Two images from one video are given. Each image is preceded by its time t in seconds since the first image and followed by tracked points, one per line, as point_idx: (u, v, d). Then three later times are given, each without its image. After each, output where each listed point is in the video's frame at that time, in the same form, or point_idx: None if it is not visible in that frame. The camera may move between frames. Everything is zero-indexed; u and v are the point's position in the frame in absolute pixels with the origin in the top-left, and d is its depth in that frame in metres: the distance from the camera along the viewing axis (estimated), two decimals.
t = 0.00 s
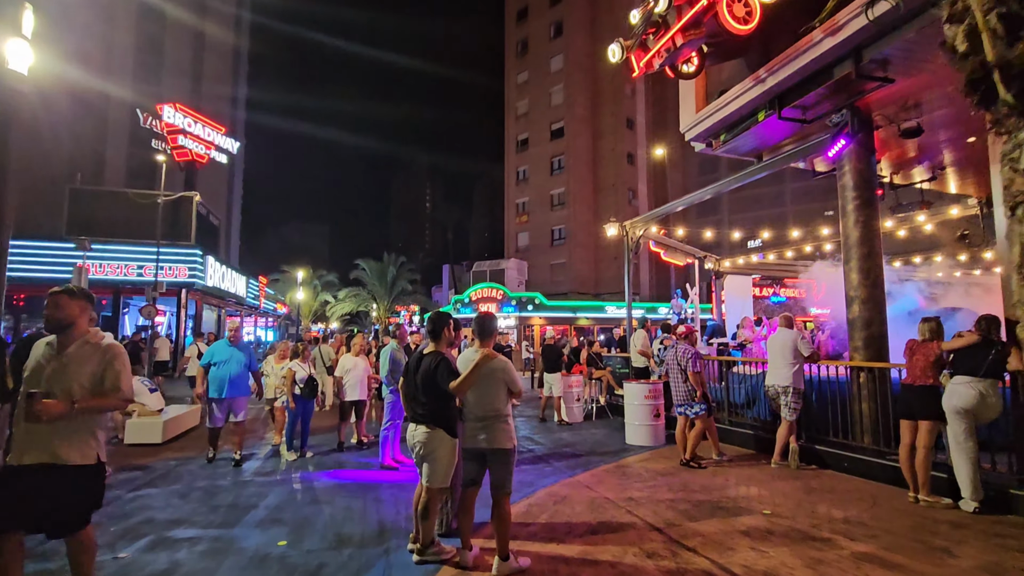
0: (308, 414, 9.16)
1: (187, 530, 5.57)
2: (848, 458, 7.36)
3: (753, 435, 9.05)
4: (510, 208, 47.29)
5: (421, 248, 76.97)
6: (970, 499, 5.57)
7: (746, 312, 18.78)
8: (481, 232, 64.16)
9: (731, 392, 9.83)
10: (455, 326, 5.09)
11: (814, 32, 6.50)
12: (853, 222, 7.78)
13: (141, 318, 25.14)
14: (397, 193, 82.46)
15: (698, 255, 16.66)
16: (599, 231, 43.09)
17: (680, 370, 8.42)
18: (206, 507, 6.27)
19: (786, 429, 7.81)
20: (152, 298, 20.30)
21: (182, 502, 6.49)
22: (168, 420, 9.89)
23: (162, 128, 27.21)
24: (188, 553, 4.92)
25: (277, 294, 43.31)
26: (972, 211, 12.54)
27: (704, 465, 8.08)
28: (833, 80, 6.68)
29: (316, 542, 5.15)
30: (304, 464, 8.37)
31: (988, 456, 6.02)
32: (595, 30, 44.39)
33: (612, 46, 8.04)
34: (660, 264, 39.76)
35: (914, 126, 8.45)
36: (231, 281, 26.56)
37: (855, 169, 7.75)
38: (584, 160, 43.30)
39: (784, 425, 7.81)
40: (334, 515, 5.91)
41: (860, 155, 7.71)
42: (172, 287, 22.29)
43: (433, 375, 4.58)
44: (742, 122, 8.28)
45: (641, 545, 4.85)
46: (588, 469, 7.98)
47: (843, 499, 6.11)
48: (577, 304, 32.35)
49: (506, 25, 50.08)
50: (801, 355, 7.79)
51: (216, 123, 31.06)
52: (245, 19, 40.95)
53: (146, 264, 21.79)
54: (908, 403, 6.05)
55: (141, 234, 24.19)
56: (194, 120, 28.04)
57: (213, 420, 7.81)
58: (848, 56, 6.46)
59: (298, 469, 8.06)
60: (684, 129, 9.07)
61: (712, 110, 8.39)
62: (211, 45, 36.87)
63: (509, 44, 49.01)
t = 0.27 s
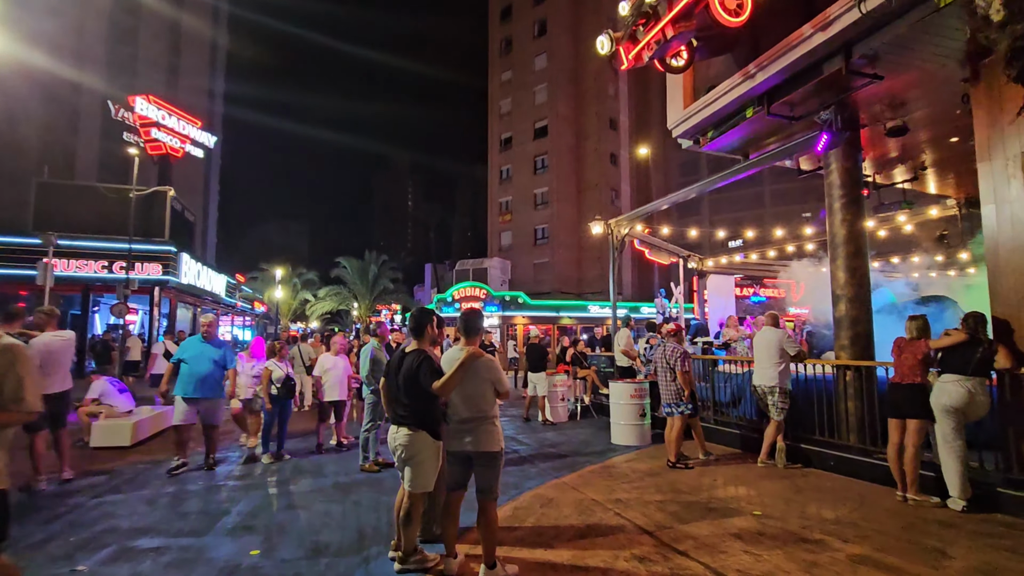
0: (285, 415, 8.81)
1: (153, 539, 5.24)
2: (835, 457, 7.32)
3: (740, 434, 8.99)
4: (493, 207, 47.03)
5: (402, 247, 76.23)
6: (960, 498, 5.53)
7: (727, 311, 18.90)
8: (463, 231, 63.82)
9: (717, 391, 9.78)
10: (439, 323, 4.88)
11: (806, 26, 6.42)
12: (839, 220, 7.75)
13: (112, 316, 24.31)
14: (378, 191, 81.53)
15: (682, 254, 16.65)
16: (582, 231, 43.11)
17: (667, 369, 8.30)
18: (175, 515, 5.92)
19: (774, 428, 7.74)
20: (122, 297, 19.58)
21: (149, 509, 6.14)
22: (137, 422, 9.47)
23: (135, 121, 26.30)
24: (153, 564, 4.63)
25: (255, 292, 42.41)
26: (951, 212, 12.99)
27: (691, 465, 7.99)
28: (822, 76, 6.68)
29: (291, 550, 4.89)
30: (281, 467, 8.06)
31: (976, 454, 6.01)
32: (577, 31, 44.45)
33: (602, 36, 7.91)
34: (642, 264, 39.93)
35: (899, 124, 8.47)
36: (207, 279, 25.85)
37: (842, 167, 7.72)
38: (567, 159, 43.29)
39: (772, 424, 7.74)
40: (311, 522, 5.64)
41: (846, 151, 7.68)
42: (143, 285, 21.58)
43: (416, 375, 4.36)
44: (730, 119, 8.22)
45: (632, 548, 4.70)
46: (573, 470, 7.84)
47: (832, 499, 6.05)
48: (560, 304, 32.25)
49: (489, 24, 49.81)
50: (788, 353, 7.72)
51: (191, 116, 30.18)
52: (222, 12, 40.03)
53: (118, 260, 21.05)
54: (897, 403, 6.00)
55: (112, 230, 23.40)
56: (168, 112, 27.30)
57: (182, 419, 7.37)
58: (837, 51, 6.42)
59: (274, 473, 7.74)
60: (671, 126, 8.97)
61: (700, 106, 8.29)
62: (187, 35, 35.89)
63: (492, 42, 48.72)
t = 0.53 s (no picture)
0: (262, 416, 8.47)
1: (116, 550, 4.91)
2: (823, 456, 7.28)
3: (727, 433, 8.93)
4: (476, 205, 46.70)
5: (384, 244, 75.42)
6: (950, 498, 5.49)
7: (710, 310, 18.95)
8: (446, 228, 63.32)
9: (704, 390, 9.71)
10: (425, 320, 4.65)
11: (800, 19, 6.32)
12: (829, 217, 7.71)
13: (81, 313, 23.43)
14: (359, 188, 80.50)
15: (666, 252, 16.62)
16: (566, 229, 43.03)
17: (655, 368, 8.18)
18: (141, 522, 5.58)
19: (762, 427, 7.67)
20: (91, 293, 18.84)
21: (113, 517, 5.80)
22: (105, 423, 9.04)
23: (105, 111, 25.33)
24: None
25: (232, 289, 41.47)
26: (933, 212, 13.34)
27: (678, 465, 7.89)
28: (816, 70, 6.61)
29: (265, 560, 4.63)
30: (256, 470, 7.73)
31: (965, 453, 5.99)
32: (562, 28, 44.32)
33: (593, 26, 7.75)
34: (625, 263, 40.05)
35: (887, 122, 8.46)
36: (182, 274, 25.09)
37: (831, 165, 7.67)
38: (551, 157, 43.18)
39: (760, 423, 7.67)
40: (287, 528, 5.37)
41: (836, 149, 7.62)
42: (114, 281, 20.82)
43: (401, 375, 4.12)
44: (720, 114, 8.13)
45: (624, 553, 4.54)
46: (559, 471, 7.68)
47: (823, 499, 5.97)
48: (543, 302, 32.11)
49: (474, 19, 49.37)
50: (777, 352, 7.65)
51: (166, 107, 29.25)
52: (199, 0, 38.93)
53: (86, 255, 20.22)
54: (889, 402, 5.94)
55: (81, 223, 22.54)
56: (141, 102, 26.40)
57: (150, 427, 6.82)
58: (832, 45, 6.33)
59: (249, 476, 7.41)
60: (661, 121, 8.85)
61: (690, 100, 8.16)
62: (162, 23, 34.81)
63: (476, 38, 48.32)
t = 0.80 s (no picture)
0: (241, 418, 8.17)
1: (83, 563, 4.61)
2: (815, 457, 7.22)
3: (717, 433, 8.85)
4: (461, 202, 46.35)
5: (367, 241, 74.56)
6: (945, 499, 5.45)
7: (696, 308, 18.97)
8: (430, 225, 62.80)
9: (693, 390, 9.63)
10: (414, 320, 4.43)
11: (798, 13, 6.22)
12: (821, 215, 7.65)
13: (52, 311, 22.63)
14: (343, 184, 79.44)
15: (653, 250, 16.57)
16: (551, 227, 42.92)
17: (647, 367, 8.06)
18: (111, 532, 5.28)
19: (753, 427, 7.61)
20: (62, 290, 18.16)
21: (81, 527, 5.48)
22: (74, 426, 8.63)
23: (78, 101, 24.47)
24: None
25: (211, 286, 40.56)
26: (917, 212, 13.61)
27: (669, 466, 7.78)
28: (812, 67, 6.56)
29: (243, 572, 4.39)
30: (236, 475, 7.43)
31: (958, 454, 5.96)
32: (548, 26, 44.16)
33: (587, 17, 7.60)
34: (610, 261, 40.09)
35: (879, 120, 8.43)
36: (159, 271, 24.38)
37: (825, 163, 7.61)
38: (536, 155, 43.01)
39: (752, 424, 7.60)
40: (267, 538, 5.12)
41: (829, 147, 7.56)
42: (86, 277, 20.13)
43: (389, 378, 3.91)
44: (713, 111, 8.03)
45: (622, 563, 4.38)
46: (550, 473, 7.51)
47: (818, 501, 5.90)
48: (529, 300, 31.96)
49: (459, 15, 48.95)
50: (769, 351, 7.58)
51: (142, 99, 28.40)
52: None
53: (57, 249, 19.40)
54: (884, 402, 5.89)
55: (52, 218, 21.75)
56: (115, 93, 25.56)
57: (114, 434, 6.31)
58: (829, 41, 6.25)
59: (229, 481, 7.12)
60: (653, 117, 8.72)
61: (684, 96, 8.04)
62: (138, 12, 33.82)
63: (462, 33, 47.91)
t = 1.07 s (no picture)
0: (221, 419, 7.90)
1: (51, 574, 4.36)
2: (806, 455, 7.18)
3: (708, 432, 8.79)
4: (447, 199, 46.03)
5: (352, 238, 73.73)
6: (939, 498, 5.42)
7: (684, 307, 18.98)
8: (416, 223, 62.28)
9: (684, 388, 9.55)
10: (404, 317, 4.26)
11: (793, 7, 6.14)
12: (814, 213, 7.62)
13: (23, 309, 21.90)
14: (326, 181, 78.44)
15: (642, 248, 16.51)
16: (538, 225, 42.80)
17: (638, 365, 7.97)
18: (82, 540, 5.02)
19: (745, 425, 7.55)
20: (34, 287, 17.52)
21: (50, 534, 5.20)
22: (45, 428, 8.28)
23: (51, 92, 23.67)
24: None
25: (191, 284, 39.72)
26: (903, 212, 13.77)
27: (660, 465, 7.69)
28: (807, 62, 6.49)
29: None
30: (216, 478, 7.17)
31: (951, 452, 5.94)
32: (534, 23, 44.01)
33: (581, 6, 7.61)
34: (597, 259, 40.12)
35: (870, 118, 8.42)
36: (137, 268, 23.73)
37: (817, 160, 7.57)
38: (523, 152, 42.85)
39: (743, 422, 7.55)
40: (247, 544, 4.91)
41: (822, 144, 7.52)
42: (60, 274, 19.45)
43: (377, 377, 3.73)
44: (706, 107, 7.94)
45: (619, 567, 4.24)
46: (540, 474, 7.38)
47: (812, 500, 5.85)
48: (516, 298, 31.80)
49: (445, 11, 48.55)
50: (761, 349, 7.52)
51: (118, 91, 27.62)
52: None
53: (30, 245, 18.59)
54: (878, 401, 5.84)
55: (24, 213, 21.02)
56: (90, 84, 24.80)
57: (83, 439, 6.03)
58: (825, 36, 6.18)
59: (208, 485, 6.86)
60: (645, 113, 8.64)
61: (676, 91, 7.94)
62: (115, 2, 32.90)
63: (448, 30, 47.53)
